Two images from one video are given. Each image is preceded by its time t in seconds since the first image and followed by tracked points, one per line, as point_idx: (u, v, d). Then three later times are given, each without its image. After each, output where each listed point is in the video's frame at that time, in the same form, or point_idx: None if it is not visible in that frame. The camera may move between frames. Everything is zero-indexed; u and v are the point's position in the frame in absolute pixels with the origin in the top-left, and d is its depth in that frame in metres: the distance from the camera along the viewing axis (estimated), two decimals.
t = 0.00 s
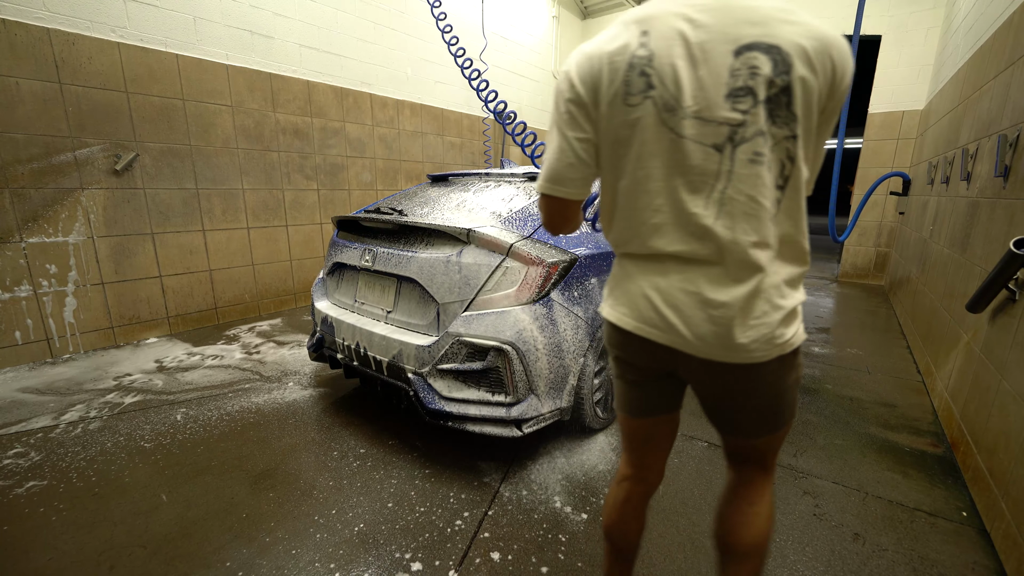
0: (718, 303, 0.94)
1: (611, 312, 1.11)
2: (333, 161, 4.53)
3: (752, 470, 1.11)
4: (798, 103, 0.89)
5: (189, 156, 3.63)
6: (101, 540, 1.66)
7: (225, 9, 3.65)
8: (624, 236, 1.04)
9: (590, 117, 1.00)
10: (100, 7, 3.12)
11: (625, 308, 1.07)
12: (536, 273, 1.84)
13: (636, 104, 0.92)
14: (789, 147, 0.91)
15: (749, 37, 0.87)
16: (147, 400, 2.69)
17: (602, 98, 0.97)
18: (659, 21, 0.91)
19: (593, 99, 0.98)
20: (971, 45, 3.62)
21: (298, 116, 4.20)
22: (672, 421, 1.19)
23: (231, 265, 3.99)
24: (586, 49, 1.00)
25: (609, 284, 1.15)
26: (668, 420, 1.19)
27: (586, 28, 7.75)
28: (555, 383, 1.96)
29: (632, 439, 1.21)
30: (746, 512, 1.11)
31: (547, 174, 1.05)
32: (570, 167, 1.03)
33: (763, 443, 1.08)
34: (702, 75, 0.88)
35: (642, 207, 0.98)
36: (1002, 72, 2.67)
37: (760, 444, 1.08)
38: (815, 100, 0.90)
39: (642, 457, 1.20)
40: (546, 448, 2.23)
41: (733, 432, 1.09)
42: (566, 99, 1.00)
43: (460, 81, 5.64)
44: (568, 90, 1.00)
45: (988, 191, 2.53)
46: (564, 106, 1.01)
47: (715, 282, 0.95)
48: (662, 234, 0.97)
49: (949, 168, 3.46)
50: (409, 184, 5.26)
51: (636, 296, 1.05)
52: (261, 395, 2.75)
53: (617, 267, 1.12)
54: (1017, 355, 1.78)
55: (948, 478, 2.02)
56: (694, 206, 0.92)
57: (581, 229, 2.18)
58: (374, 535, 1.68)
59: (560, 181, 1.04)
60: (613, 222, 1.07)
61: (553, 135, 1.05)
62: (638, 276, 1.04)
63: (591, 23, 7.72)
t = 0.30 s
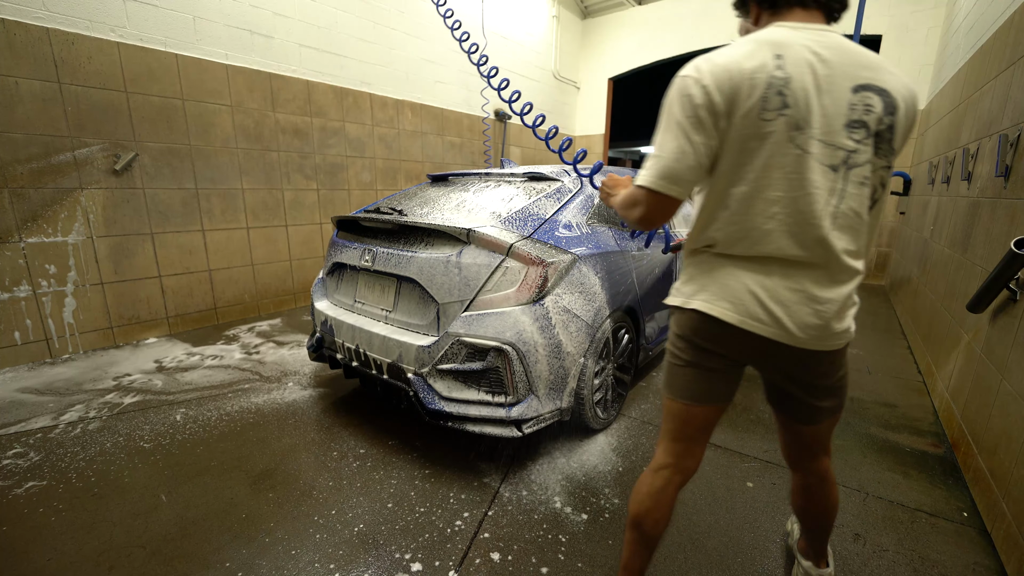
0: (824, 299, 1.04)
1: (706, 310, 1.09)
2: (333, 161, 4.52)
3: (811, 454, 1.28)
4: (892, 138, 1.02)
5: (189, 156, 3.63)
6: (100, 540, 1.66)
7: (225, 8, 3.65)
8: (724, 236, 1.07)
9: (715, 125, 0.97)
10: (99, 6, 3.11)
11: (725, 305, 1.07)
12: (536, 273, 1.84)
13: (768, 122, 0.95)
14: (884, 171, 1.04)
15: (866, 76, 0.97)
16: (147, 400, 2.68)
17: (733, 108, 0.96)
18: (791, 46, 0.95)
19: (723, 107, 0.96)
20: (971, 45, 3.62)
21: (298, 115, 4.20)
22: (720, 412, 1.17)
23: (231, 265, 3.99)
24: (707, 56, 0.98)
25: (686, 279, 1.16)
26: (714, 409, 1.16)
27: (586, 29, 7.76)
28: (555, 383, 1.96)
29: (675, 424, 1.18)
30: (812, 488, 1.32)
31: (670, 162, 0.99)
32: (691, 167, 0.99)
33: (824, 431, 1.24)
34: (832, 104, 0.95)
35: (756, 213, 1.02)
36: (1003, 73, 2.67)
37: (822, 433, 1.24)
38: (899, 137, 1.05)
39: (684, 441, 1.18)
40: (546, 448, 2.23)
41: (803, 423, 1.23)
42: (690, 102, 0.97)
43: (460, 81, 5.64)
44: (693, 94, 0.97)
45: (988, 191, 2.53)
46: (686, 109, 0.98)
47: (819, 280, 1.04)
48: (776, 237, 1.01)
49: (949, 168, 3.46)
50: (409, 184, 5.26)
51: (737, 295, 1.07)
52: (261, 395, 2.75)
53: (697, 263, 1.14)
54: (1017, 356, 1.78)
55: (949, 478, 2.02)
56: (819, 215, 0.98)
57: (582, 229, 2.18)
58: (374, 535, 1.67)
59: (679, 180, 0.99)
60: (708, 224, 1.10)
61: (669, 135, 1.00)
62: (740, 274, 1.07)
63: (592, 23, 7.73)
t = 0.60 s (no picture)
0: (913, 279, 1.19)
1: (815, 301, 1.18)
2: (333, 161, 4.53)
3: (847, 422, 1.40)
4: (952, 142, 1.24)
5: (189, 157, 3.63)
6: (101, 539, 1.66)
7: (225, 9, 3.65)
8: (819, 230, 1.20)
9: (838, 105, 1.11)
10: (100, 7, 3.12)
11: (833, 293, 1.18)
12: (535, 273, 1.85)
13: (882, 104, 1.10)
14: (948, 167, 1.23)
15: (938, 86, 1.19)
16: (147, 400, 2.69)
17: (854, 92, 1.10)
18: (888, 49, 1.13)
19: (845, 91, 1.10)
20: (971, 45, 3.61)
21: (298, 116, 4.20)
22: (781, 385, 1.32)
23: (231, 265, 3.99)
24: (817, 50, 1.14)
25: (778, 277, 1.25)
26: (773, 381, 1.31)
27: (586, 29, 7.76)
28: (555, 383, 1.96)
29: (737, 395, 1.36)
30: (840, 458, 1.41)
31: (800, 138, 1.10)
32: (818, 143, 1.10)
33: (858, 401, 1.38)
34: (924, 95, 1.13)
35: (862, 192, 1.15)
36: (1002, 73, 2.67)
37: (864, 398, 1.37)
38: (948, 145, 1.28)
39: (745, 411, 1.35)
40: (545, 448, 2.23)
41: (851, 388, 1.36)
42: (815, 85, 1.10)
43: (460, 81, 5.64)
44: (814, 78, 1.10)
45: (988, 191, 2.53)
46: (811, 90, 1.11)
47: (904, 261, 1.19)
48: (875, 217, 1.15)
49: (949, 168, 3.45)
50: (409, 184, 5.26)
51: (840, 284, 1.18)
52: (261, 395, 2.75)
53: (786, 263, 1.25)
54: (1017, 356, 1.78)
55: (948, 478, 2.02)
56: (916, 196, 1.13)
57: (581, 229, 2.18)
58: (374, 535, 1.68)
59: (808, 155, 1.10)
60: (805, 211, 1.22)
61: (794, 115, 1.11)
62: (839, 262, 1.18)
63: (591, 23, 7.73)
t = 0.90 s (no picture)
0: (931, 269, 1.32)
1: (852, 298, 1.32)
2: (333, 161, 4.53)
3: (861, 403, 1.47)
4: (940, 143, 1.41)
5: (189, 157, 3.63)
6: (101, 539, 1.66)
7: (225, 9, 3.65)
8: (846, 233, 1.33)
9: (857, 120, 1.24)
10: (99, 6, 3.12)
11: (867, 289, 1.31)
12: (535, 272, 1.85)
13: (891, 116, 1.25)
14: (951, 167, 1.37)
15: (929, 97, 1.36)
16: (147, 400, 2.69)
17: (871, 107, 1.24)
18: (890, 65, 1.28)
19: (863, 107, 1.23)
20: (971, 45, 3.61)
21: (298, 116, 4.20)
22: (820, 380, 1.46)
23: (231, 265, 3.99)
24: (831, 67, 1.27)
25: (812, 279, 1.39)
26: (816, 379, 1.45)
27: (586, 29, 7.77)
28: (555, 383, 1.96)
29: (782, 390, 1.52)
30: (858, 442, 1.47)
31: (824, 152, 1.23)
32: (841, 155, 1.23)
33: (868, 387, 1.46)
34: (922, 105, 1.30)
35: (880, 195, 1.29)
36: (1002, 72, 2.67)
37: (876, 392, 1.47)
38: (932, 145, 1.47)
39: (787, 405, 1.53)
40: (545, 448, 2.23)
41: (867, 375, 1.45)
42: (836, 101, 1.23)
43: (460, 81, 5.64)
44: (836, 94, 1.23)
45: (988, 191, 2.53)
46: (834, 107, 1.23)
47: (921, 253, 1.33)
48: (894, 216, 1.29)
49: (949, 168, 3.45)
50: (409, 184, 5.26)
51: (872, 279, 1.31)
52: (261, 395, 2.75)
53: (817, 264, 1.38)
54: (1016, 356, 1.78)
55: (948, 478, 2.02)
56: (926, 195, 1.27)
57: (582, 229, 2.18)
58: (374, 535, 1.68)
59: (831, 168, 1.23)
60: (833, 214, 1.35)
61: (819, 130, 1.23)
62: (866, 260, 1.32)
63: (591, 23, 7.73)
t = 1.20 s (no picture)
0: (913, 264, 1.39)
1: (849, 297, 1.37)
2: (334, 161, 4.53)
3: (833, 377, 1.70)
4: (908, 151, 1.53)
5: (189, 157, 3.63)
6: (101, 539, 1.66)
7: (225, 9, 3.65)
8: (847, 234, 1.38)
9: (838, 132, 1.32)
10: (99, 7, 3.12)
11: (866, 289, 1.37)
12: (535, 272, 1.85)
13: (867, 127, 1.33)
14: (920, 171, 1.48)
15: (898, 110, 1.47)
16: (147, 400, 2.69)
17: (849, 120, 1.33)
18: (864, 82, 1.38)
19: (842, 119, 1.31)
20: (971, 45, 3.61)
21: (298, 115, 4.20)
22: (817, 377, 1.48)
23: (231, 265, 3.99)
24: (808, 86, 1.36)
25: (816, 278, 1.41)
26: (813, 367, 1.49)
27: (586, 29, 7.77)
28: (555, 384, 1.96)
29: (780, 379, 1.54)
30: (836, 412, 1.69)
31: (811, 161, 1.28)
32: (828, 163, 1.29)
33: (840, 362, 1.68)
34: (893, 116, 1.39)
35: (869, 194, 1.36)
36: (1002, 72, 2.67)
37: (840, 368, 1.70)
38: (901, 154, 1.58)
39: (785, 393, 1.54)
40: (546, 448, 2.23)
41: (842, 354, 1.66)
42: (817, 115, 1.30)
43: (460, 81, 5.64)
44: (817, 109, 1.30)
45: (988, 191, 2.53)
46: (816, 120, 1.30)
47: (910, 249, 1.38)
48: (882, 217, 1.36)
49: (949, 168, 3.45)
50: (409, 184, 5.26)
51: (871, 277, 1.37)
52: (261, 395, 2.75)
53: (820, 263, 1.41)
54: (1016, 356, 1.78)
55: (948, 478, 2.02)
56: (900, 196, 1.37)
57: (582, 229, 2.18)
58: (374, 536, 1.68)
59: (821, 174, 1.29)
60: (830, 216, 1.39)
61: (805, 141, 1.30)
62: (865, 259, 1.38)
63: (591, 23, 7.73)
